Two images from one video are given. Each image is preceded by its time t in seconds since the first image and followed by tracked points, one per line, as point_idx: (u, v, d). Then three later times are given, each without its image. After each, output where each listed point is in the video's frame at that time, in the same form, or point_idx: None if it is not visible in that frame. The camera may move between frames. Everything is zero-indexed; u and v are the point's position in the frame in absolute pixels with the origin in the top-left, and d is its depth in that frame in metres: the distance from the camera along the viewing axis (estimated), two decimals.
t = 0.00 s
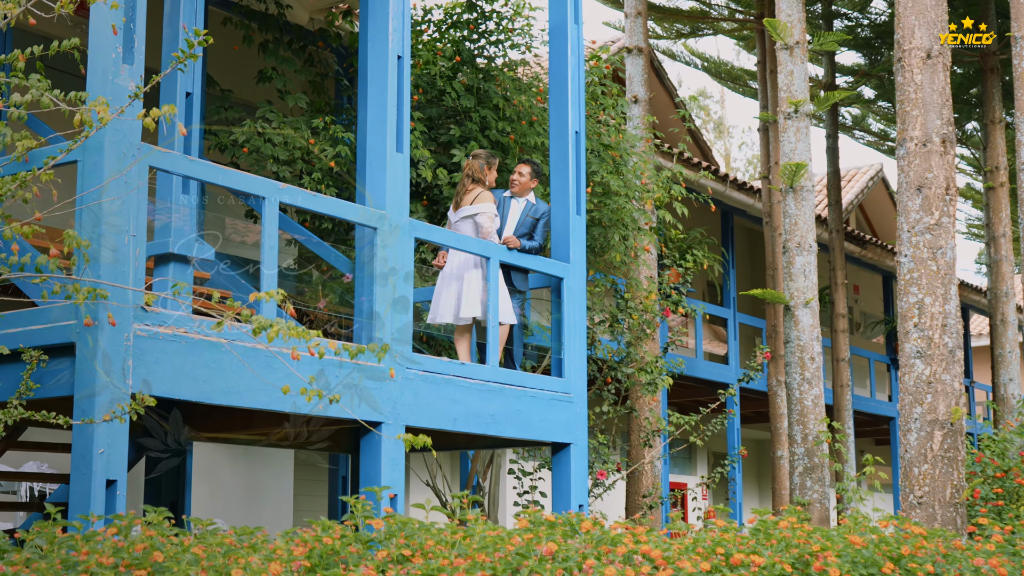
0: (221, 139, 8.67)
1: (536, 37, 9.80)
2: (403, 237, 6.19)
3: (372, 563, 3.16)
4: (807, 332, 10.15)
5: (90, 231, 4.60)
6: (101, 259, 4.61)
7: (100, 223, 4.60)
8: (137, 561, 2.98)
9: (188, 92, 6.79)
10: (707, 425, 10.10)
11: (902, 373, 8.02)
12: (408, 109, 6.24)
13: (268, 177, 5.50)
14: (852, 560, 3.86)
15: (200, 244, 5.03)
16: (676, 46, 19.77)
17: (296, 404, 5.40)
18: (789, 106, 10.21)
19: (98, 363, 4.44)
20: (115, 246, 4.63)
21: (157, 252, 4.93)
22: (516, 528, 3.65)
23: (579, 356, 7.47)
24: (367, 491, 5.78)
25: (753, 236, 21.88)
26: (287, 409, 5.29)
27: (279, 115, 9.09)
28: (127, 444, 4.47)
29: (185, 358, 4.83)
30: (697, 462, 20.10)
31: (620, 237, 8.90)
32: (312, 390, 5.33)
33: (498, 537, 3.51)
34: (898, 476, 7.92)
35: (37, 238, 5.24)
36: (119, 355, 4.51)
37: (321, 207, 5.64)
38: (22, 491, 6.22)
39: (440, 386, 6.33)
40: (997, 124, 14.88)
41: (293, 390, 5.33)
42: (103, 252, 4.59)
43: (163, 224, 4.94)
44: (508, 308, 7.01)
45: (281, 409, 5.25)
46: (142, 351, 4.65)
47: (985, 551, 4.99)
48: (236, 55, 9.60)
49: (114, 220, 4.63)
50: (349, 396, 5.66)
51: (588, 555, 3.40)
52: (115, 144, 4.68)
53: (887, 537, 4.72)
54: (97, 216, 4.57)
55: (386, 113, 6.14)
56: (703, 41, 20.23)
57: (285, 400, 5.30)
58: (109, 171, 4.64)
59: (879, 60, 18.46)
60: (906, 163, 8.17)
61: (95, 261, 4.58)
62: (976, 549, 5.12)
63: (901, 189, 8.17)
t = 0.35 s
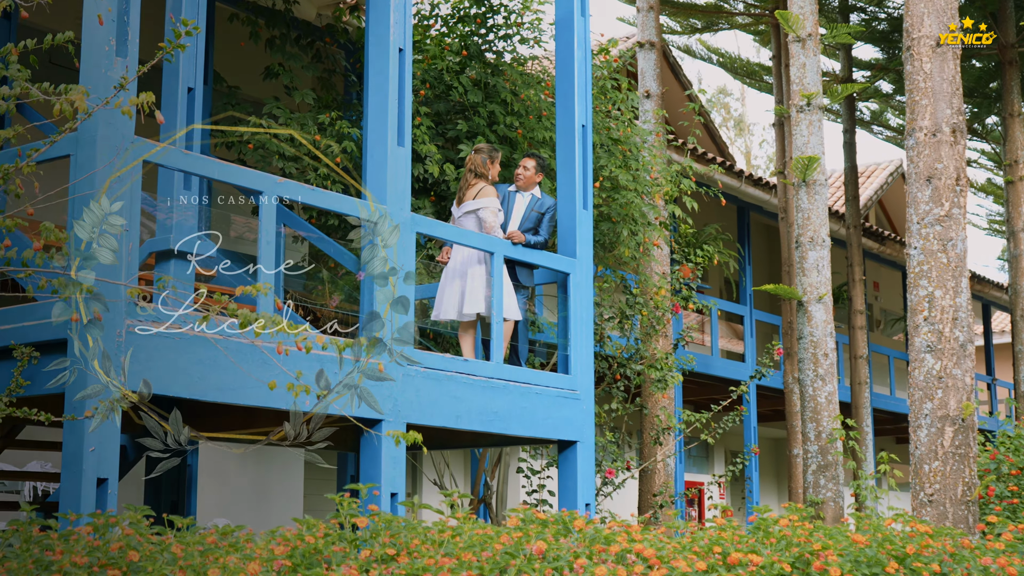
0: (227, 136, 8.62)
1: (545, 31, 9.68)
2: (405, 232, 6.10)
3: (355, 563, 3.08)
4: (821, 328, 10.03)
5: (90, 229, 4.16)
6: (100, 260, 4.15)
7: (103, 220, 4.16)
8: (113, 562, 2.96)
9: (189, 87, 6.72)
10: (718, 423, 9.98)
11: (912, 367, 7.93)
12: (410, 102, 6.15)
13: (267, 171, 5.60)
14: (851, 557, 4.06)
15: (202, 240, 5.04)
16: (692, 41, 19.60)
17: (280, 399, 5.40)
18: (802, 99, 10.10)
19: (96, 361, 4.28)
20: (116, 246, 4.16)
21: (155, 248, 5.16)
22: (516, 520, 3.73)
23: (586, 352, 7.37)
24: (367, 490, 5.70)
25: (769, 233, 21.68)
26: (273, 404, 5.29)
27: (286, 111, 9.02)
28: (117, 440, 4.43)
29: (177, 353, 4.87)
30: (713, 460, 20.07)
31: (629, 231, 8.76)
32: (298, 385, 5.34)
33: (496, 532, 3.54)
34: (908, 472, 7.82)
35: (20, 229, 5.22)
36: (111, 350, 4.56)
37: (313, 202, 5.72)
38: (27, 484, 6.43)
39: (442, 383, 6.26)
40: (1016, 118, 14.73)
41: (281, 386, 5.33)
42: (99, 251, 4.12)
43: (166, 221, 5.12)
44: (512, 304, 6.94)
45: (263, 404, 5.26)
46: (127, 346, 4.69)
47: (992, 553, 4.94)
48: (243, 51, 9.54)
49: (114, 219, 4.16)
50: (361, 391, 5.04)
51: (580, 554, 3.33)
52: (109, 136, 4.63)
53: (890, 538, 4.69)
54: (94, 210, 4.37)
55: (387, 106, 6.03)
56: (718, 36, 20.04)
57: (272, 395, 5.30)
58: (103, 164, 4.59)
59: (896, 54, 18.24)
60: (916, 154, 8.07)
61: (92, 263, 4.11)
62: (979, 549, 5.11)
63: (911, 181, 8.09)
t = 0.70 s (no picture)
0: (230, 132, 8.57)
1: (551, 24, 9.56)
2: (403, 226, 5.98)
3: (332, 562, 3.02)
4: (832, 324, 9.93)
5: (91, 229, 4.04)
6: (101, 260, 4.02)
7: (103, 220, 4.06)
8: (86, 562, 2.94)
9: (187, 82, 6.67)
10: (727, 421, 9.85)
11: (919, 362, 7.79)
12: (408, 94, 6.03)
13: (259, 164, 5.55)
14: (848, 555, 4.02)
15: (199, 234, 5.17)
16: (705, 36, 19.45)
17: (263, 394, 5.39)
18: (812, 92, 9.99)
19: (94, 362, 4.04)
20: (117, 246, 4.05)
21: (153, 244, 5.13)
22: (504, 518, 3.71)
23: (590, 348, 7.25)
24: (363, 487, 5.61)
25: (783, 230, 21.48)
26: (252, 400, 5.27)
27: (289, 106, 8.94)
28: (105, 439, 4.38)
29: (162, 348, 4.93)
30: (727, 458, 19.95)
31: (636, 226, 8.57)
32: (279, 380, 5.31)
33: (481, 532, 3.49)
34: (916, 470, 7.66)
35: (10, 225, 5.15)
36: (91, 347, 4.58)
37: (310, 196, 5.66)
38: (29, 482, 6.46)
39: (441, 380, 6.17)
40: None
41: (261, 381, 5.32)
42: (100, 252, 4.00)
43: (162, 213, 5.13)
44: (513, 300, 6.84)
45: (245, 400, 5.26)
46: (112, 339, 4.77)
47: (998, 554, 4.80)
48: (247, 46, 9.47)
49: (115, 219, 4.07)
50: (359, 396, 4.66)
51: (568, 553, 3.25)
52: (97, 130, 4.52)
53: (891, 537, 4.61)
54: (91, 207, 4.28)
55: (384, 98, 5.91)
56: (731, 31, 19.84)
57: (252, 390, 5.29)
58: (90, 157, 4.48)
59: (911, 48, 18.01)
60: (923, 144, 7.94)
61: (92, 262, 3.98)
62: (982, 549, 5.01)
63: (918, 171, 7.97)
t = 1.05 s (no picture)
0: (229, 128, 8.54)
1: (555, 16, 9.45)
2: (399, 222, 5.88)
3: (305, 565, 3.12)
4: (840, 320, 9.86)
5: (91, 230, 4.13)
6: (100, 261, 4.15)
7: (104, 220, 4.15)
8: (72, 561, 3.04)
9: (182, 76, 6.61)
10: (734, 419, 9.72)
11: (925, 358, 7.67)
12: (403, 86, 5.92)
13: (251, 157, 5.41)
14: (846, 556, 3.95)
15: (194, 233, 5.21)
16: (715, 31, 19.30)
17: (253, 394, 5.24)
18: (820, 86, 9.89)
19: (94, 361, 4.20)
20: (117, 246, 4.17)
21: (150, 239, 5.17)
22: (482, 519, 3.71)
23: (593, 346, 7.14)
24: (357, 486, 5.52)
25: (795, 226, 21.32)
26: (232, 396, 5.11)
27: (290, 101, 8.88)
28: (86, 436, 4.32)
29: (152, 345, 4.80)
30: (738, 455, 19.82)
31: (640, 221, 8.41)
32: (260, 377, 5.16)
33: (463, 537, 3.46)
34: (922, 468, 7.53)
35: None
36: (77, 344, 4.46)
37: (302, 192, 5.46)
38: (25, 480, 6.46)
39: (439, 377, 6.07)
40: None
41: (241, 377, 5.16)
42: (100, 252, 4.11)
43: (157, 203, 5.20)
44: (513, 295, 6.76)
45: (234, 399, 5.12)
46: (109, 334, 4.69)
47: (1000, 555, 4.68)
48: (248, 41, 9.43)
49: (115, 219, 4.16)
50: (359, 395, 4.89)
51: (554, 555, 3.21)
52: (83, 124, 4.43)
53: (890, 538, 4.52)
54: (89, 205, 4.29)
55: (378, 91, 5.81)
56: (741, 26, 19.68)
57: (232, 387, 5.12)
58: (75, 152, 4.40)
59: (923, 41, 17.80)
60: (928, 135, 7.81)
61: (93, 262, 4.10)
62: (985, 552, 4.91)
63: (924, 163, 7.84)
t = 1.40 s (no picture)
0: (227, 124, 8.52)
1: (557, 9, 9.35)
2: (393, 215, 5.79)
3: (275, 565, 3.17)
4: (847, 317, 9.78)
5: (91, 230, 4.15)
6: (100, 261, 4.16)
7: (104, 220, 4.16)
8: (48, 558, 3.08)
9: (174, 70, 6.56)
10: (739, 417, 9.60)
11: (929, 354, 7.54)
12: (396, 79, 5.85)
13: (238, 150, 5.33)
14: (840, 557, 3.88)
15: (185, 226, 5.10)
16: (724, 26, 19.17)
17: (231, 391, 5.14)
18: (826, 78, 9.78)
19: (94, 361, 4.25)
20: (117, 246, 4.19)
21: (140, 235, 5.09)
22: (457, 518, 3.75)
23: (593, 343, 7.04)
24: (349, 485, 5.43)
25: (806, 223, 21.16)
26: (204, 392, 4.97)
27: (289, 96, 8.83)
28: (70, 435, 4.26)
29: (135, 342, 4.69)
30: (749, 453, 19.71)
31: (643, 216, 8.32)
32: (236, 373, 5.05)
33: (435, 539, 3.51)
34: (925, 466, 7.40)
35: None
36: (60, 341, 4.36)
37: (289, 184, 5.39)
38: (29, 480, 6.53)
39: (434, 374, 5.97)
40: None
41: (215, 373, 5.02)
42: (101, 252, 4.13)
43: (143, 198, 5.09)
44: (511, 292, 6.60)
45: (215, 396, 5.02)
46: (108, 333, 4.64)
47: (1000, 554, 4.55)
48: (247, 36, 9.39)
49: (115, 218, 4.17)
50: (359, 395, 4.84)
51: (535, 555, 3.24)
52: (61, 116, 4.38)
53: (887, 538, 4.43)
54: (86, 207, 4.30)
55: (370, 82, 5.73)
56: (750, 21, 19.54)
57: (205, 383, 4.99)
58: (55, 144, 4.34)
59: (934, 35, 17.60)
60: (931, 125, 7.68)
61: (93, 262, 4.10)
62: (982, 552, 4.80)
63: (927, 154, 7.71)
